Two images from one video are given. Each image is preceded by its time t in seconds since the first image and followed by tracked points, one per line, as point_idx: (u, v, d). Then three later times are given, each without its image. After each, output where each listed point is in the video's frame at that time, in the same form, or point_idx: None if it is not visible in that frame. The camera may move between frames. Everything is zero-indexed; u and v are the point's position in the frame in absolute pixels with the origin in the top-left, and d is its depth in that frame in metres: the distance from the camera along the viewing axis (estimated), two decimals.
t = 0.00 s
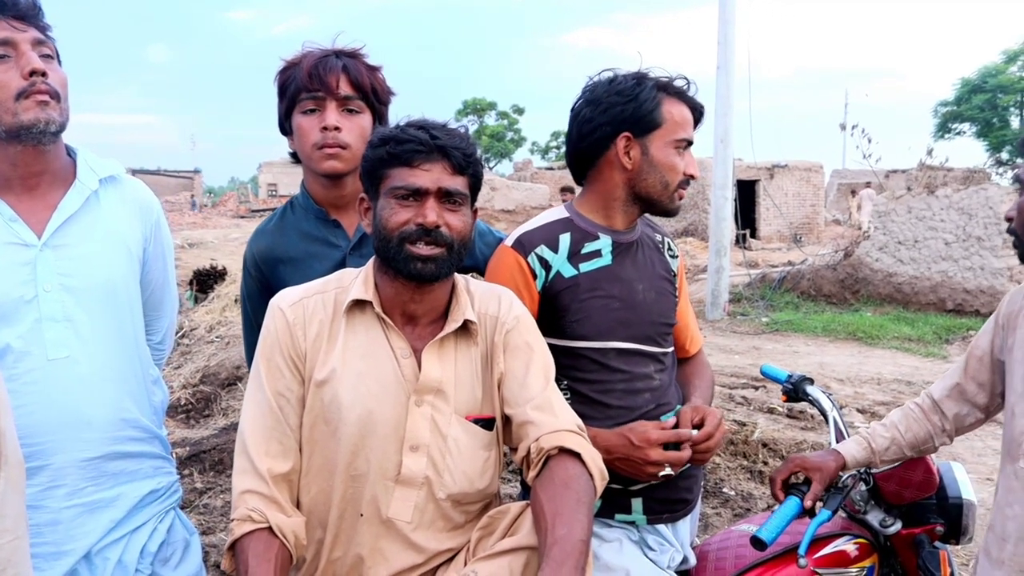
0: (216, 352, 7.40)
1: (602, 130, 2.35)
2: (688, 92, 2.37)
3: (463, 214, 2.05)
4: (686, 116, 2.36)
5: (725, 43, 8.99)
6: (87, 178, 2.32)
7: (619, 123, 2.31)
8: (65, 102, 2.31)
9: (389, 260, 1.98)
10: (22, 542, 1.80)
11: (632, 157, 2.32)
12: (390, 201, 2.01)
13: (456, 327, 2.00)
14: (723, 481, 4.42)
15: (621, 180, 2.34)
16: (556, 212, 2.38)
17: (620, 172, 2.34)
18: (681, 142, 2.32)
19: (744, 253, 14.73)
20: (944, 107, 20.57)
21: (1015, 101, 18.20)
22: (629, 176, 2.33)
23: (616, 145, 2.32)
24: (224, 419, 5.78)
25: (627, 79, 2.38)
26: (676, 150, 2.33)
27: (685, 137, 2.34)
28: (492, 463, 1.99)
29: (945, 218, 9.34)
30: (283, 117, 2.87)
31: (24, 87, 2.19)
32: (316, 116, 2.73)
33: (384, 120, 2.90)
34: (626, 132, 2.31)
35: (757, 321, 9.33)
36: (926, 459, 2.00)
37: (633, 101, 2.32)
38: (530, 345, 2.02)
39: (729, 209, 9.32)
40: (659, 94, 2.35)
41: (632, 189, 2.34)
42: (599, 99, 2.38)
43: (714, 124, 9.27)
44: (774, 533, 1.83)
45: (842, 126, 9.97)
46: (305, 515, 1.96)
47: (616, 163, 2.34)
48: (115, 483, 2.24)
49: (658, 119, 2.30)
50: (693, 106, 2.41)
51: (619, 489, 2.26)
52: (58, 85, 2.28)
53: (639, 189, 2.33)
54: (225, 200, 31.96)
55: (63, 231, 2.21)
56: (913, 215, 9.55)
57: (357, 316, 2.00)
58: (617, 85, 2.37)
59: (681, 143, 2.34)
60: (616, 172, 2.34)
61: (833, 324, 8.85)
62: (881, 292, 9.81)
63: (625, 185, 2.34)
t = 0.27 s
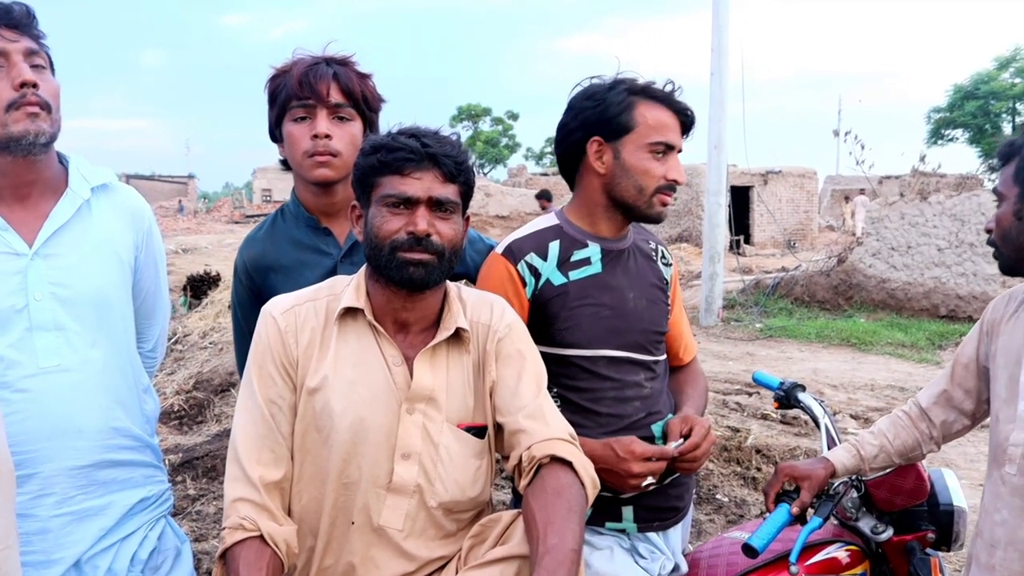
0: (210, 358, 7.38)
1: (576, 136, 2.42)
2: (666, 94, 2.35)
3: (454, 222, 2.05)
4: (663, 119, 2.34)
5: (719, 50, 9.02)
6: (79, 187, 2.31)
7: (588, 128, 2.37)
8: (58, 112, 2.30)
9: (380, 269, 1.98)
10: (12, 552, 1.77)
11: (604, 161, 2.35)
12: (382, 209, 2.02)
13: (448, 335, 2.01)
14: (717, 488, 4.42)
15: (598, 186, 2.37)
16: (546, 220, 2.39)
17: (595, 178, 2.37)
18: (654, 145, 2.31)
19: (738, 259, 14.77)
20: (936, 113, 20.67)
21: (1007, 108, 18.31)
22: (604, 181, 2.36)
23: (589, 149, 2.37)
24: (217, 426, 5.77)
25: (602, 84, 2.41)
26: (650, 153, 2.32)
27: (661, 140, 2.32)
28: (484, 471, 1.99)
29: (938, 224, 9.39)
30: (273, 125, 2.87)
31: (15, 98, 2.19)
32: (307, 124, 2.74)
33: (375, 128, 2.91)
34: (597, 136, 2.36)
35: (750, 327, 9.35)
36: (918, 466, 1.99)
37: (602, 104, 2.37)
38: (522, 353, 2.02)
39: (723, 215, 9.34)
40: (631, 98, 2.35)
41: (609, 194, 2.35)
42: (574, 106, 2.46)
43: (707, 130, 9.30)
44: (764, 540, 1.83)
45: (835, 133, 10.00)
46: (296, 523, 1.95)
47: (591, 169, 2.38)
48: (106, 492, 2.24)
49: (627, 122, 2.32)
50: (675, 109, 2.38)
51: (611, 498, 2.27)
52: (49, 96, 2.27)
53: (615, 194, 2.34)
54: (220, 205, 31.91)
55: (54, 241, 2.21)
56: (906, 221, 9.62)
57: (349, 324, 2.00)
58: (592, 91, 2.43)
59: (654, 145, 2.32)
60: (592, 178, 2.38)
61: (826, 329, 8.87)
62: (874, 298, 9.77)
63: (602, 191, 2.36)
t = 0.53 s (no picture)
0: (203, 367, 7.36)
1: (552, 147, 2.48)
2: (635, 96, 2.35)
3: (446, 230, 2.05)
4: (632, 121, 2.34)
5: (711, 56, 9.06)
6: (73, 198, 2.30)
7: (561, 137, 2.43)
8: (50, 127, 2.30)
9: (372, 277, 1.98)
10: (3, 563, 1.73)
11: (578, 169, 2.40)
12: (374, 218, 2.02)
13: (441, 343, 2.01)
14: (711, 493, 4.42)
15: (575, 194, 2.40)
16: (537, 228, 2.42)
17: (572, 187, 2.41)
18: (621, 147, 2.32)
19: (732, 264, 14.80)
20: (928, 118, 20.78)
21: (998, 112, 18.42)
22: (580, 189, 2.39)
23: (564, 159, 2.43)
24: (211, 434, 5.74)
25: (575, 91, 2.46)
26: (620, 156, 2.33)
27: (629, 142, 2.33)
28: (477, 479, 1.99)
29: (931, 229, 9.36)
30: (262, 135, 2.87)
31: (5, 114, 2.19)
32: (295, 133, 2.74)
33: (364, 136, 2.91)
34: (569, 144, 2.41)
35: (744, 332, 9.37)
36: (912, 470, 1.98)
37: (571, 112, 2.41)
38: (515, 360, 2.02)
39: (716, 221, 9.36)
40: (599, 102, 2.38)
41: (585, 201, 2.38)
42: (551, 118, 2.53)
43: (700, 137, 9.32)
44: (759, 546, 1.83)
45: (827, 138, 10.04)
46: (290, 531, 1.95)
47: (569, 178, 2.43)
48: (100, 498, 2.23)
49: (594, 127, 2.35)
50: (648, 109, 2.37)
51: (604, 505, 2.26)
52: (41, 111, 2.27)
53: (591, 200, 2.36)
54: (214, 213, 31.86)
55: (48, 252, 2.20)
56: (899, 226, 9.61)
57: (342, 333, 2.00)
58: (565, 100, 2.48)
59: (622, 148, 2.33)
60: (570, 187, 2.42)
61: (820, 334, 8.89)
62: (867, 303, 9.88)
63: (579, 199, 2.39)
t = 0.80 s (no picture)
0: (196, 369, 7.33)
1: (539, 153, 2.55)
2: (598, 93, 2.35)
3: (437, 232, 2.04)
4: (594, 120, 2.34)
5: (704, 58, 9.08)
6: (77, 199, 2.30)
7: (540, 142, 2.49)
8: (58, 131, 2.28)
9: (362, 280, 1.97)
10: None
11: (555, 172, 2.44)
12: (364, 220, 2.01)
13: (432, 345, 2.00)
14: (705, 495, 4.42)
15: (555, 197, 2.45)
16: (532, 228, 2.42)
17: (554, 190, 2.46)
18: (583, 147, 2.32)
19: (725, 265, 14.83)
20: (920, 121, 20.86)
21: (990, 115, 18.51)
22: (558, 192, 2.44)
23: (546, 164, 2.49)
24: (203, 437, 5.72)
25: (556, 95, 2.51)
26: (583, 156, 2.34)
27: (592, 141, 2.33)
28: (469, 481, 1.98)
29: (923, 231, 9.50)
30: (251, 137, 2.86)
31: (13, 115, 2.17)
32: (284, 135, 2.72)
33: (353, 138, 2.90)
34: (546, 148, 2.46)
35: (738, 334, 9.39)
36: (903, 470, 1.99)
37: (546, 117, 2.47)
38: (507, 362, 2.02)
39: (710, 223, 9.38)
40: (567, 104, 2.40)
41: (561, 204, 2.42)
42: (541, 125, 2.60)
43: (693, 138, 9.34)
44: (753, 548, 1.83)
45: (820, 139, 10.07)
46: (281, 534, 1.94)
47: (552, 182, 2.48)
48: (108, 494, 2.22)
49: (560, 129, 2.38)
50: (613, 105, 2.34)
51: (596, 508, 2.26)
52: (49, 114, 2.25)
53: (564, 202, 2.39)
54: (207, 214, 31.77)
55: (54, 253, 2.19)
56: (891, 227, 9.71)
57: (333, 335, 1.99)
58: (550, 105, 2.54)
59: (582, 147, 2.34)
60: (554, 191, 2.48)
61: (813, 336, 8.91)
62: (860, 304, 9.83)
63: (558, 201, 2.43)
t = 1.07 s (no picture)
0: (188, 369, 7.31)
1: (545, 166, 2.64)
2: (554, 99, 2.40)
3: (431, 238, 2.04)
4: (548, 127, 2.39)
5: (700, 61, 9.09)
6: (105, 196, 2.32)
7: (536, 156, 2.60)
8: (87, 126, 2.28)
9: (356, 285, 1.97)
10: None
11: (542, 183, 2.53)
12: (358, 226, 2.01)
13: (425, 350, 2.00)
14: (697, 498, 4.42)
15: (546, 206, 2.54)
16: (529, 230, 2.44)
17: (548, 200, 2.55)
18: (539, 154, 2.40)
19: (720, 267, 14.85)
20: (914, 125, 20.94)
21: (983, 119, 18.58)
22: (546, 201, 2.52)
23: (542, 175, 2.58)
24: (195, 437, 5.70)
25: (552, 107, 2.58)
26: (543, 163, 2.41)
27: (547, 148, 2.39)
28: (462, 485, 1.98)
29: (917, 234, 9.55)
30: (244, 138, 2.85)
31: (41, 109, 2.17)
32: (277, 137, 2.72)
33: (346, 140, 2.90)
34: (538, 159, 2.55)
35: (731, 336, 9.41)
36: (893, 474, 1.98)
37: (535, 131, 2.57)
38: (500, 366, 2.01)
39: (705, 225, 9.39)
40: (537, 115, 2.48)
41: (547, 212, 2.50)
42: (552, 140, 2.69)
43: (689, 141, 9.36)
44: (744, 552, 1.83)
45: (814, 143, 10.09)
46: (274, 538, 1.93)
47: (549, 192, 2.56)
48: (129, 492, 2.22)
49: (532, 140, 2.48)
50: (563, 109, 2.37)
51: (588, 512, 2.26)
52: (78, 108, 2.25)
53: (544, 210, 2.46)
54: (201, 213, 31.69)
55: (80, 249, 2.20)
56: (886, 231, 9.77)
57: (327, 339, 1.99)
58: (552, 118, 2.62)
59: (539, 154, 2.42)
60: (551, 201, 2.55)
61: (807, 339, 8.94)
62: (854, 307, 9.82)
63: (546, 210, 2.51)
